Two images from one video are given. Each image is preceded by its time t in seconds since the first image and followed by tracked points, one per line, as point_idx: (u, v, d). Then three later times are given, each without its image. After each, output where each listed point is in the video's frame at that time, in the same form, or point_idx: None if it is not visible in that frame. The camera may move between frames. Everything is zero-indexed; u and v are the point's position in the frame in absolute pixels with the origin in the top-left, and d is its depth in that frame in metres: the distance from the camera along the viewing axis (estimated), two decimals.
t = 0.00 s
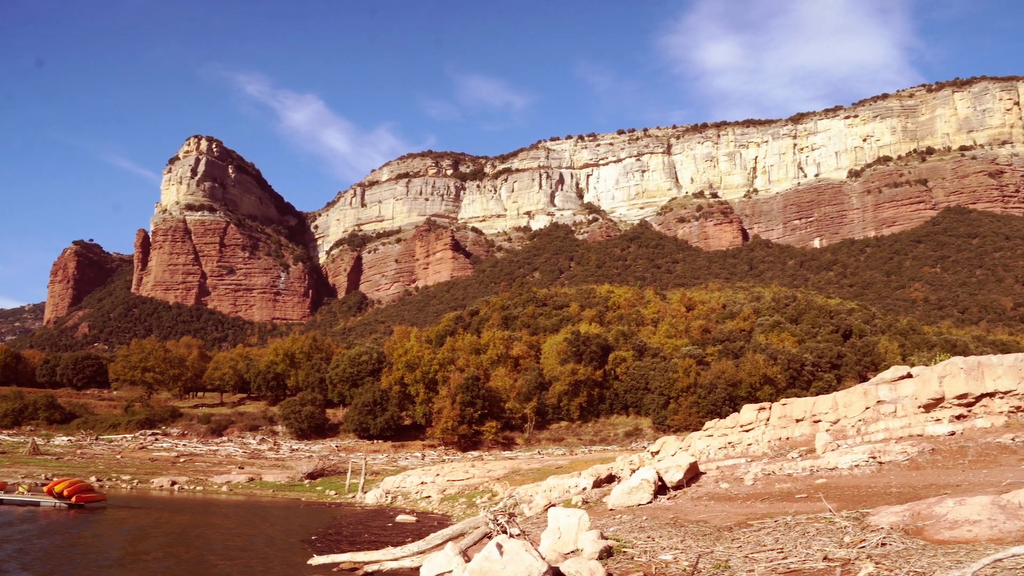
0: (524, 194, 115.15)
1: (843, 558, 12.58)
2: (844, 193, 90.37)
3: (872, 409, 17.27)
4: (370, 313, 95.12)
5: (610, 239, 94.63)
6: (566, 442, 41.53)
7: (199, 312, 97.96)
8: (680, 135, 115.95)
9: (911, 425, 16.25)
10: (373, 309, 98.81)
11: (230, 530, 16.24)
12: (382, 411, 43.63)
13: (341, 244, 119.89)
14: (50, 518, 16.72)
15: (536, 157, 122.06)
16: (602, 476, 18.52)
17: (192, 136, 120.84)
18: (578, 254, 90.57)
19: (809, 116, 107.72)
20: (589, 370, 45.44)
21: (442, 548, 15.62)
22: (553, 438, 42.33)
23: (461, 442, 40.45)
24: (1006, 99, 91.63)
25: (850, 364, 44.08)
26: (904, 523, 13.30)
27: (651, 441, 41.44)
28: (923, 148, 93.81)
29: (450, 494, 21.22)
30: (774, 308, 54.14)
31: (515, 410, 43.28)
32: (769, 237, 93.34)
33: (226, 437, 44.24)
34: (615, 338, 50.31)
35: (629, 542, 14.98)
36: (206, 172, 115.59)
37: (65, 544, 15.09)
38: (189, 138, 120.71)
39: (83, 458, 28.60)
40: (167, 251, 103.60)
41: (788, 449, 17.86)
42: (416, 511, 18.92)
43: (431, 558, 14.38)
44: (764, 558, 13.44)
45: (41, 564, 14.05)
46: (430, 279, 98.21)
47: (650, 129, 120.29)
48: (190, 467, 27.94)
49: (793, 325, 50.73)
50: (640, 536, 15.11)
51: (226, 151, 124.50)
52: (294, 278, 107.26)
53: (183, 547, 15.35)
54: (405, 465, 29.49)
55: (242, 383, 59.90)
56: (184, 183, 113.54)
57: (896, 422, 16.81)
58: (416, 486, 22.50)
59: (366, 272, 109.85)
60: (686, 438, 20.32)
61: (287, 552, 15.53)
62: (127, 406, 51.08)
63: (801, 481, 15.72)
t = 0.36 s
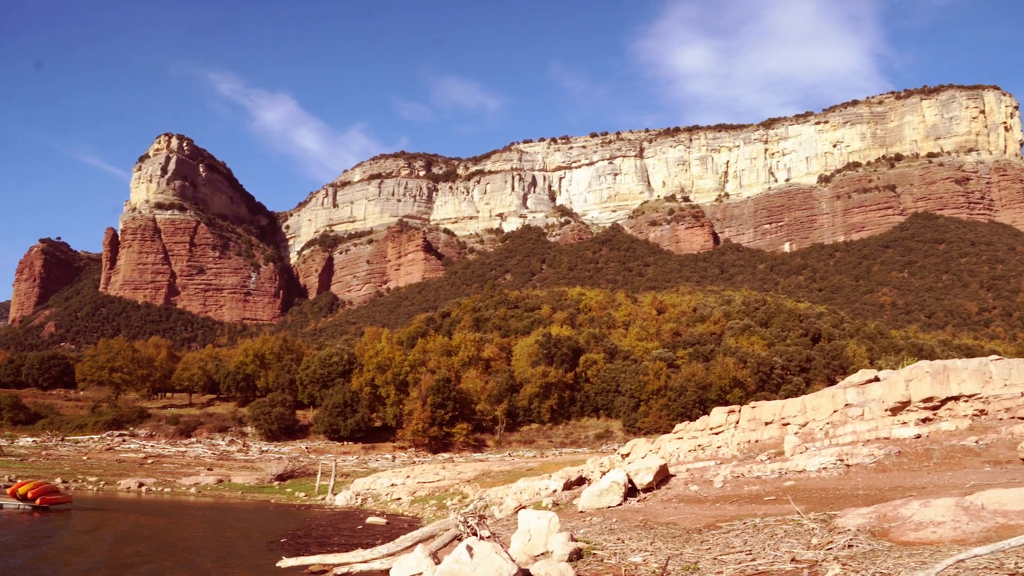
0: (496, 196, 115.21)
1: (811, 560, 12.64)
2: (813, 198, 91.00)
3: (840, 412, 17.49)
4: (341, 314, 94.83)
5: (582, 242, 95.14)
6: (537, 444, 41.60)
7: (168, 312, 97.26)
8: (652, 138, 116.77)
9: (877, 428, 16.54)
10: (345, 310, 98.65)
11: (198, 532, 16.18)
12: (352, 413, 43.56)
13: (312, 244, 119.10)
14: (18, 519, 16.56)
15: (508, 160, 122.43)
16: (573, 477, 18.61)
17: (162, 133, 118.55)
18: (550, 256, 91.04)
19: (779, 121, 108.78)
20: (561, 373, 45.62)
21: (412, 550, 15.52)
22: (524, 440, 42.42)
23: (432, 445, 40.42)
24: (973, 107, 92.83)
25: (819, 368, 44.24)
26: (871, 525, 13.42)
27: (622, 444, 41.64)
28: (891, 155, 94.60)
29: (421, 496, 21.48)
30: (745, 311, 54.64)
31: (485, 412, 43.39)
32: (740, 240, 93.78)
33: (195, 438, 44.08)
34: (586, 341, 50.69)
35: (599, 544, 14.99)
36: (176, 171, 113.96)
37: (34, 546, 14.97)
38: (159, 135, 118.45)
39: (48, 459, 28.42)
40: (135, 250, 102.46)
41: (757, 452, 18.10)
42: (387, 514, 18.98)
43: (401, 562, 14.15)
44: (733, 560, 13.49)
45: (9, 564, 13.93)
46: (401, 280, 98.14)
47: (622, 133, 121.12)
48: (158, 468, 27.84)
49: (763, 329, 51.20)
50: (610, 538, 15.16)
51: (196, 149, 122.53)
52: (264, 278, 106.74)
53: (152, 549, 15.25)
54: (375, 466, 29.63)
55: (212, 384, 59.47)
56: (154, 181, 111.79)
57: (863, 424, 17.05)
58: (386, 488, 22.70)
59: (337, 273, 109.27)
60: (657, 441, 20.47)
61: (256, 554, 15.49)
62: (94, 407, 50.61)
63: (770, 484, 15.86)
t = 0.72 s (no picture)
0: (469, 198, 115.38)
1: (778, 562, 12.64)
2: (784, 203, 91.33)
3: (809, 415, 17.72)
4: (312, 315, 94.50)
5: (554, 245, 95.42)
6: (507, 446, 41.70)
7: (137, 312, 95.82)
8: (624, 142, 117.44)
9: (844, 431, 16.72)
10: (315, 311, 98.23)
11: (165, 535, 16.07)
12: (322, 415, 43.44)
13: (283, 244, 118.11)
14: None
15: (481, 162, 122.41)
16: (544, 480, 18.69)
17: (131, 130, 116.76)
18: (522, 259, 91.28)
19: (751, 126, 109.58)
20: (532, 376, 45.78)
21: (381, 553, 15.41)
22: (494, 442, 42.49)
23: (401, 447, 40.48)
24: (940, 115, 93.47)
25: (787, 371, 44.66)
26: (838, 527, 13.51)
27: (592, 446, 42.09)
28: (861, 161, 95.63)
29: (391, 499, 21.78)
30: (715, 315, 54.98)
31: (456, 415, 43.40)
32: (711, 245, 94.18)
33: (162, 439, 43.79)
34: (557, 343, 50.67)
35: (568, 547, 14.97)
36: (145, 169, 112.47)
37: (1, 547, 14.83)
38: (128, 132, 116.65)
39: (12, 462, 28.08)
40: (104, 249, 100.66)
41: (726, 455, 18.27)
42: (357, 517, 19.01)
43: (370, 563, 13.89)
44: (701, 562, 13.49)
45: None
46: (372, 281, 98.01)
47: (595, 136, 121.75)
48: (126, 470, 27.65)
49: (733, 332, 51.57)
50: (579, 540, 15.19)
51: (167, 147, 120.80)
52: (235, 279, 106.50)
53: (119, 551, 15.15)
54: (345, 468, 29.73)
55: (180, 385, 58.86)
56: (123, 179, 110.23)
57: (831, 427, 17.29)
58: (356, 491, 22.91)
59: (308, 274, 108.57)
60: (627, 444, 20.64)
61: (224, 556, 15.41)
62: (59, 408, 50.00)
63: (738, 486, 16.00)
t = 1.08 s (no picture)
0: (440, 200, 115.57)
1: (746, 564, 12.66)
2: (754, 208, 92.11)
3: (777, 419, 17.93)
4: (282, 316, 94.27)
5: (526, 248, 95.71)
6: (478, 449, 41.84)
7: (104, 311, 94.65)
8: (596, 146, 117.97)
9: (812, 434, 16.91)
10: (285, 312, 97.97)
11: (132, 539, 15.99)
12: (291, 417, 43.32)
13: (254, 244, 117.01)
14: None
15: (453, 164, 122.13)
16: (513, 482, 18.76)
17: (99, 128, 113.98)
18: (493, 261, 91.32)
19: (723, 131, 110.34)
20: (502, 378, 45.88)
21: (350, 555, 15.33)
22: (464, 445, 42.60)
23: (372, 449, 40.52)
24: (908, 123, 94.61)
25: (757, 375, 45.21)
26: (804, 529, 13.62)
27: (563, 449, 42.57)
28: (830, 167, 96.82)
29: (361, 501, 21.97)
30: (685, 318, 55.31)
31: (427, 417, 43.38)
32: (682, 248, 94.87)
33: (130, 441, 43.42)
34: (528, 346, 50.56)
35: (537, 549, 14.97)
36: (115, 167, 109.88)
37: None
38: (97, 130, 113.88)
39: None
40: (71, 248, 99.16)
41: (695, 458, 18.43)
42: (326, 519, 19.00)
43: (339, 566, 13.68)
44: (670, 565, 13.54)
45: None
46: (344, 283, 98.02)
47: (568, 139, 122.14)
48: (92, 472, 27.39)
49: (703, 336, 51.90)
50: (549, 543, 15.21)
51: (136, 146, 118.17)
52: (204, 279, 106.26)
53: (86, 553, 15.08)
54: (315, 470, 29.76)
55: (149, 387, 58.29)
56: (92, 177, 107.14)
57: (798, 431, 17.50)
58: (325, 493, 23.01)
59: (278, 275, 107.93)
60: (597, 447, 20.75)
61: (191, 559, 15.33)
62: (25, 409, 49.34)
63: (707, 490, 16.12)
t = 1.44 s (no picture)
0: (412, 202, 115.60)
1: (714, 566, 12.66)
2: (724, 213, 92.62)
3: (745, 422, 18.11)
4: (251, 317, 93.88)
5: (497, 250, 95.84)
6: (447, 452, 41.85)
7: (71, 311, 93.39)
8: (568, 149, 118.23)
9: (780, 437, 17.10)
10: (255, 313, 97.50)
11: (96, 542, 15.86)
12: (260, 418, 43.13)
13: (223, 244, 115.97)
14: None
15: (425, 165, 121.88)
16: (482, 485, 18.79)
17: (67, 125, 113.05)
18: (464, 263, 91.17)
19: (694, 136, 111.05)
20: (472, 381, 45.91)
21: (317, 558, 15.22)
22: (434, 447, 42.62)
23: (341, 451, 40.49)
24: (875, 130, 95.68)
25: (726, 378, 45.54)
26: (770, 532, 13.70)
27: (533, 451, 42.70)
28: (800, 172, 97.94)
29: (330, 503, 22.13)
30: (656, 323, 55.47)
31: (396, 419, 43.25)
32: (652, 252, 95.38)
33: (97, 443, 43.01)
34: (498, 349, 50.58)
35: (506, 552, 14.97)
36: (82, 165, 109.02)
37: None
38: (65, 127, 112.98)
39: None
40: (36, 247, 98.47)
41: (663, 461, 18.57)
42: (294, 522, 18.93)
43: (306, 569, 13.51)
44: (638, 567, 13.52)
45: None
46: (314, 284, 97.65)
47: (540, 142, 122.31)
48: (57, 474, 27.09)
49: (673, 339, 52.11)
50: (517, 545, 15.22)
51: (105, 144, 117.22)
52: (173, 278, 105.23)
53: (46, 557, 14.92)
54: (284, 472, 29.75)
55: (115, 388, 57.70)
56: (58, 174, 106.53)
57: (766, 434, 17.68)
58: (294, 496, 23.12)
59: (248, 275, 107.10)
60: (567, 450, 20.84)
61: (156, 561, 15.21)
62: None
63: (675, 492, 16.23)
